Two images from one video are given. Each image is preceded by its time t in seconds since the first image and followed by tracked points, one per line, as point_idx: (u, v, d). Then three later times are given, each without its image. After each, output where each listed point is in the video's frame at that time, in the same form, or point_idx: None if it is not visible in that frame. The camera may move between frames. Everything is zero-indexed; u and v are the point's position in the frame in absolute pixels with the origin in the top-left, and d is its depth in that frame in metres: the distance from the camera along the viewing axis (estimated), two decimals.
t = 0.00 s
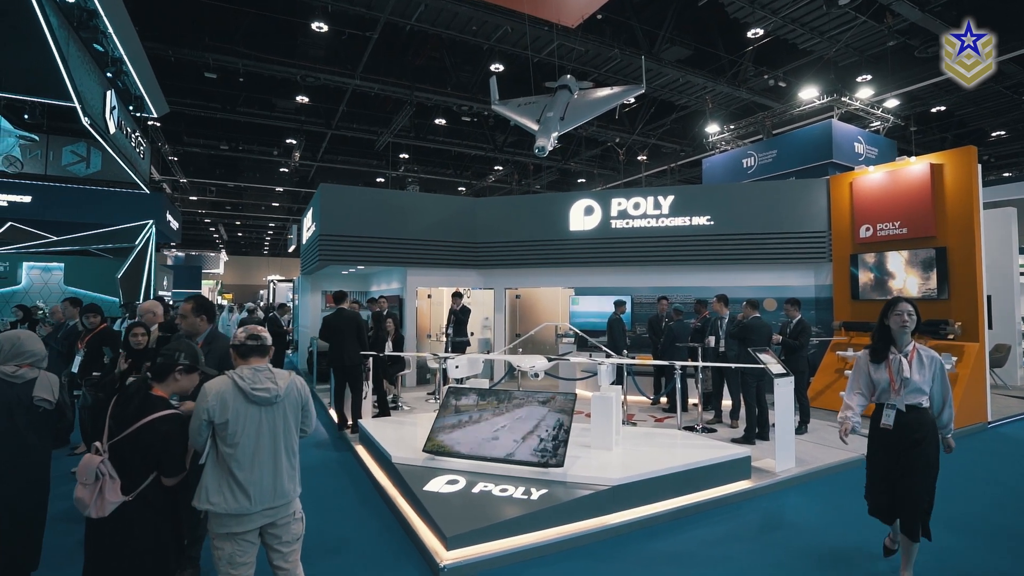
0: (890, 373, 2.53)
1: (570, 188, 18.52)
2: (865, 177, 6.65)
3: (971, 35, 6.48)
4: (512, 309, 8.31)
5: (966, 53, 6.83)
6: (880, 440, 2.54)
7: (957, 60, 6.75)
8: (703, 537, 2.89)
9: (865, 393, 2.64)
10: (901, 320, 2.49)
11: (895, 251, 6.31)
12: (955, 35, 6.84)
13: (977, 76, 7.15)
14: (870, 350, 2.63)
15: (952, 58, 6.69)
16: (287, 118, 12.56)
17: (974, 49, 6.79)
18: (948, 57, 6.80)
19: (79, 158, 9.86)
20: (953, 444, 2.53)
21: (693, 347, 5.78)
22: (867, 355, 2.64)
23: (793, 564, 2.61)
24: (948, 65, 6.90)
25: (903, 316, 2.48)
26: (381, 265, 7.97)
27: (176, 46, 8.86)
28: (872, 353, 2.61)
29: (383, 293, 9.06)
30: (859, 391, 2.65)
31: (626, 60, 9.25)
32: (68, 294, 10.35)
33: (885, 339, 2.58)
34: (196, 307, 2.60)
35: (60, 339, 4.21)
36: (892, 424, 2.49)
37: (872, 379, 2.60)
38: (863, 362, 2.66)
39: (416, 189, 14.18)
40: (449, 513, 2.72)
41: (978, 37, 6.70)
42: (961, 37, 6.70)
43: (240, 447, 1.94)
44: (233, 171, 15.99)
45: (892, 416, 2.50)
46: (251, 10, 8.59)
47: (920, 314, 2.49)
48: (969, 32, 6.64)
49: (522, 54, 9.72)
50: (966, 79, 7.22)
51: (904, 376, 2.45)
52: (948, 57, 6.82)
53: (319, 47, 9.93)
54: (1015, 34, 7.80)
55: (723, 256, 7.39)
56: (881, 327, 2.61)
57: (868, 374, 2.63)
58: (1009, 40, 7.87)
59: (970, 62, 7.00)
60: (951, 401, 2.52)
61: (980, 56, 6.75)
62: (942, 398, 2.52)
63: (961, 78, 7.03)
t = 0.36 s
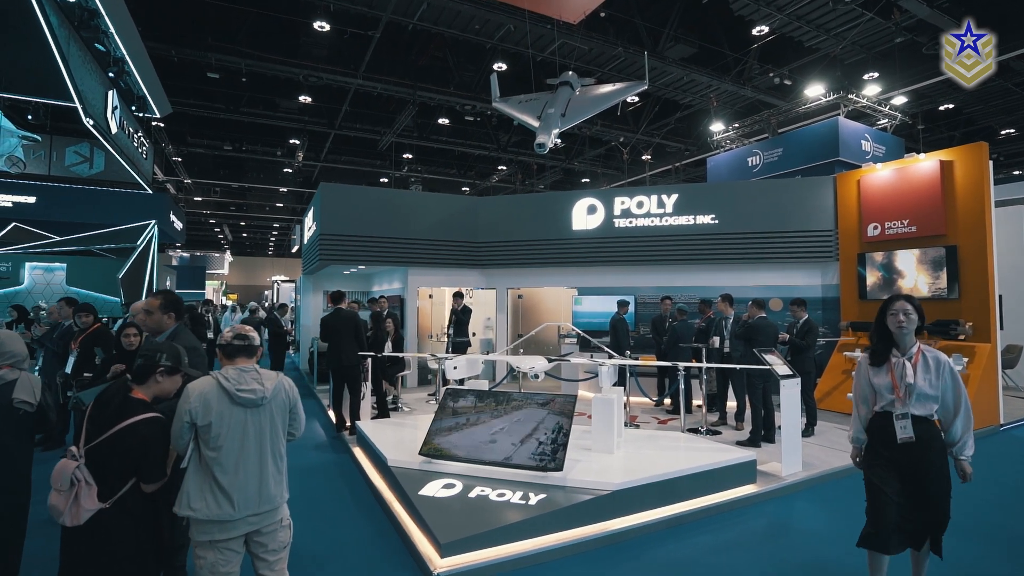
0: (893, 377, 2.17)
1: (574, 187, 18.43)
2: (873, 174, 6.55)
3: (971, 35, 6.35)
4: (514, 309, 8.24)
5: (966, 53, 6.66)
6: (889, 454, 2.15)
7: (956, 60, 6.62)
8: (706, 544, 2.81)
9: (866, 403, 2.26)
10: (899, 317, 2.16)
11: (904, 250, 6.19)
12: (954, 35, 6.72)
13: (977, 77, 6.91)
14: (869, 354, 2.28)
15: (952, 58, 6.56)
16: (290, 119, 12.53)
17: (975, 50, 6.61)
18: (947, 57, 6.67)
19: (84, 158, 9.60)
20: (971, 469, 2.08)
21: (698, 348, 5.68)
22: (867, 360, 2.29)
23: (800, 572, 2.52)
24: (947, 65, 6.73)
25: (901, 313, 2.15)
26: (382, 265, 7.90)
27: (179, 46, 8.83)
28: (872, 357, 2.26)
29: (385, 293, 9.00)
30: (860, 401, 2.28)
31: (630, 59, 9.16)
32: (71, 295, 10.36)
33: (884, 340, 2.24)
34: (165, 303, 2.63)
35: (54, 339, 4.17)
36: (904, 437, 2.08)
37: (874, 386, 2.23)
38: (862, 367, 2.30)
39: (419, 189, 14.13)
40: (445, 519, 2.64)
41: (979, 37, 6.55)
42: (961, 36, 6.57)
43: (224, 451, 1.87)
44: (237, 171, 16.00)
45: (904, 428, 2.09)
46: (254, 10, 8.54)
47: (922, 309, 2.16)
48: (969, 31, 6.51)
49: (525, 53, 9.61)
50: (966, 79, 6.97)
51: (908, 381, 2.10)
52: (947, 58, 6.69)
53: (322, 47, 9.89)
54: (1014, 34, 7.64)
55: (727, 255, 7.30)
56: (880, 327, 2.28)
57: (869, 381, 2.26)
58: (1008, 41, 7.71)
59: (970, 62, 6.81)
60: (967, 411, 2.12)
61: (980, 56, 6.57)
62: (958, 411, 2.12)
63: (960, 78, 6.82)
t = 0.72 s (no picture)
0: (894, 393, 1.83)
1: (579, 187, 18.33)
2: (881, 172, 6.43)
3: (971, 35, 6.11)
4: (516, 309, 8.17)
5: (966, 53, 6.41)
6: (880, 478, 1.80)
7: (956, 61, 6.37)
8: (708, 552, 2.72)
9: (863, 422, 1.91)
10: (894, 323, 1.83)
11: (912, 249, 6.07)
12: (954, 35, 6.46)
13: (978, 78, 6.55)
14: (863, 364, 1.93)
15: (951, 58, 6.34)
16: (294, 119, 12.50)
17: (975, 50, 6.35)
18: (946, 57, 6.46)
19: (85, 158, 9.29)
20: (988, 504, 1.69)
21: (701, 350, 5.58)
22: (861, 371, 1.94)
23: None
24: (945, 65, 6.50)
25: (893, 319, 1.82)
26: (383, 265, 7.84)
27: (182, 46, 8.81)
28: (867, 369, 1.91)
29: (386, 293, 8.94)
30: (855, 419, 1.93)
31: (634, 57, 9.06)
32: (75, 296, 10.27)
33: (879, 348, 1.91)
34: (117, 306, 2.55)
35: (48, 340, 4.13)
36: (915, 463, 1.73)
37: (871, 402, 1.88)
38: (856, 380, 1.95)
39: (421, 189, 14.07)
40: (437, 526, 2.56)
41: (979, 36, 6.31)
42: (961, 36, 6.32)
43: (205, 458, 1.80)
44: (241, 172, 16.00)
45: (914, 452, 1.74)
46: (256, 10, 8.48)
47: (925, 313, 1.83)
48: (970, 30, 6.27)
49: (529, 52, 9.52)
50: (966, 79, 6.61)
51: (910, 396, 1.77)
52: (947, 58, 6.49)
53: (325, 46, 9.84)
54: None
55: (732, 255, 7.19)
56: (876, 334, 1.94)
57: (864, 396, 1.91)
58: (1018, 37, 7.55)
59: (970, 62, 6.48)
60: (972, 431, 1.79)
61: (981, 57, 6.31)
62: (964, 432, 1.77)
63: (958, 79, 6.52)
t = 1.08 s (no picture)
0: (892, 403, 1.71)
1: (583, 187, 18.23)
2: (889, 171, 6.32)
3: (971, 35, 6.04)
4: (518, 310, 8.09)
5: (966, 53, 6.32)
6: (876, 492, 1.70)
7: (955, 61, 6.23)
8: (709, 562, 2.63)
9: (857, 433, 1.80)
10: (897, 327, 1.72)
11: (922, 250, 5.96)
12: (954, 35, 6.37)
13: (978, 78, 6.38)
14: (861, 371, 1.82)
15: (950, 59, 6.24)
16: (298, 119, 12.47)
17: (975, 49, 6.23)
18: (946, 57, 6.36)
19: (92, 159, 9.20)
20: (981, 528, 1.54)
21: (705, 352, 5.49)
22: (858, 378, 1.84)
23: None
24: (945, 66, 6.41)
25: (901, 322, 1.71)
26: (384, 266, 7.79)
27: (186, 48, 8.79)
28: (866, 376, 1.80)
29: (388, 294, 8.89)
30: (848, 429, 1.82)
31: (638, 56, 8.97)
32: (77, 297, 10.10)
33: (881, 354, 1.80)
34: (54, 314, 2.26)
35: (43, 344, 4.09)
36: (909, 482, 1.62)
37: (866, 411, 1.77)
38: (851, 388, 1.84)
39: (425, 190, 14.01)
40: (430, 535, 2.50)
41: (979, 36, 6.21)
42: (960, 36, 6.25)
43: (185, 468, 1.74)
44: (246, 173, 16.01)
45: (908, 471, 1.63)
46: (258, 10, 8.46)
47: (932, 318, 1.71)
48: (970, 30, 6.20)
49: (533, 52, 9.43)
50: (966, 80, 6.47)
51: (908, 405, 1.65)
52: (947, 57, 6.39)
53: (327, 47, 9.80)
54: None
55: (736, 256, 7.09)
56: (876, 339, 1.83)
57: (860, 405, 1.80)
58: None
59: (969, 62, 6.32)
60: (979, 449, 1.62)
61: (982, 57, 6.18)
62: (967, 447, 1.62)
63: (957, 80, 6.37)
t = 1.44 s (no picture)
0: (898, 424, 1.49)
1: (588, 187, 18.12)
2: (897, 170, 6.21)
3: (970, 35, 5.91)
4: (519, 311, 8.01)
5: (966, 53, 6.16)
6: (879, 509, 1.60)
7: (954, 61, 6.08)
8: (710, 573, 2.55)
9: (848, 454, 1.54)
10: (912, 339, 1.49)
11: (931, 250, 5.85)
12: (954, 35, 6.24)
13: (978, 79, 6.15)
14: (859, 385, 1.57)
15: (949, 58, 6.10)
16: (301, 120, 12.44)
17: (975, 49, 6.08)
18: (946, 57, 6.23)
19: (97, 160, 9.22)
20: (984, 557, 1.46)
21: (709, 355, 5.39)
22: (854, 392, 1.58)
23: None
24: (944, 66, 6.25)
25: (920, 333, 1.48)
26: (385, 267, 7.74)
27: (189, 49, 8.78)
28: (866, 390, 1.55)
29: (390, 295, 8.83)
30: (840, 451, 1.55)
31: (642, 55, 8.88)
32: (82, 297, 10.08)
33: (883, 366, 1.56)
34: None
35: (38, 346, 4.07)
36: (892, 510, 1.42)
37: (864, 432, 1.52)
38: (845, 402, 1.58)
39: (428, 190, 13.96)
40: (422, 544, 2.42)
41: (979, 36, 6.06)
42: (960, 36, 6.12)
43: (163, 479, 1.68)
44: (251, 174, 16.01)
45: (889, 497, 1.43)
46: (260, 11, 8.43)
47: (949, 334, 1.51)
48: (969, 30, 6.06)
49: (536, 51, 9.34)
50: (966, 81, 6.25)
51: (920, 428, 1.44)
52: (946, 58, 6.25)
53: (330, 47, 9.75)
54: None
55: (741, 257, 6.98)
56: (878, 350, 1.60)
57: (855, 423, 1.55)
58: None
59: (969, 61, 6.12)
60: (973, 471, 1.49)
61: (982, 57, 6.03)
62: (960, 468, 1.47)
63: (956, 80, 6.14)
